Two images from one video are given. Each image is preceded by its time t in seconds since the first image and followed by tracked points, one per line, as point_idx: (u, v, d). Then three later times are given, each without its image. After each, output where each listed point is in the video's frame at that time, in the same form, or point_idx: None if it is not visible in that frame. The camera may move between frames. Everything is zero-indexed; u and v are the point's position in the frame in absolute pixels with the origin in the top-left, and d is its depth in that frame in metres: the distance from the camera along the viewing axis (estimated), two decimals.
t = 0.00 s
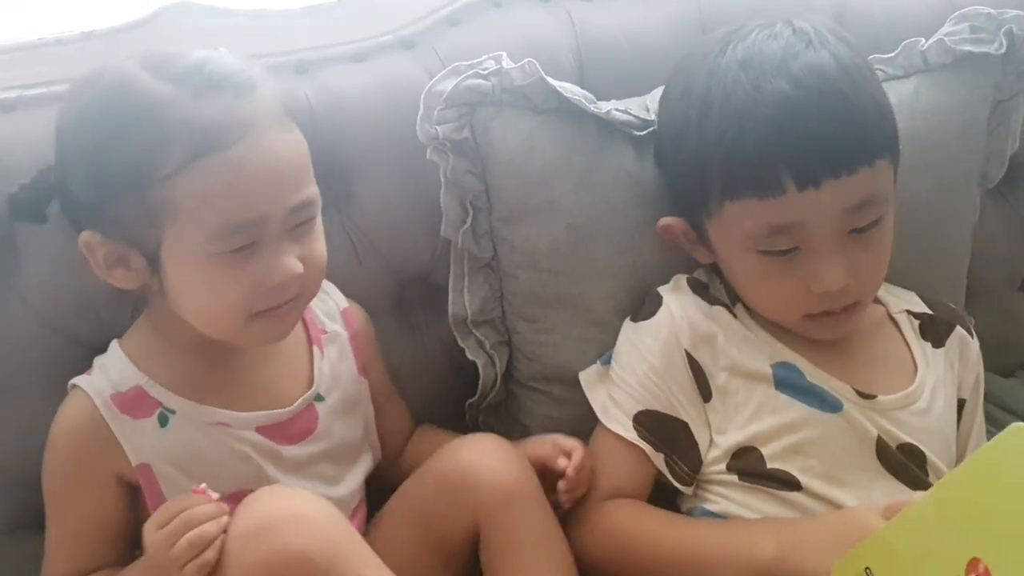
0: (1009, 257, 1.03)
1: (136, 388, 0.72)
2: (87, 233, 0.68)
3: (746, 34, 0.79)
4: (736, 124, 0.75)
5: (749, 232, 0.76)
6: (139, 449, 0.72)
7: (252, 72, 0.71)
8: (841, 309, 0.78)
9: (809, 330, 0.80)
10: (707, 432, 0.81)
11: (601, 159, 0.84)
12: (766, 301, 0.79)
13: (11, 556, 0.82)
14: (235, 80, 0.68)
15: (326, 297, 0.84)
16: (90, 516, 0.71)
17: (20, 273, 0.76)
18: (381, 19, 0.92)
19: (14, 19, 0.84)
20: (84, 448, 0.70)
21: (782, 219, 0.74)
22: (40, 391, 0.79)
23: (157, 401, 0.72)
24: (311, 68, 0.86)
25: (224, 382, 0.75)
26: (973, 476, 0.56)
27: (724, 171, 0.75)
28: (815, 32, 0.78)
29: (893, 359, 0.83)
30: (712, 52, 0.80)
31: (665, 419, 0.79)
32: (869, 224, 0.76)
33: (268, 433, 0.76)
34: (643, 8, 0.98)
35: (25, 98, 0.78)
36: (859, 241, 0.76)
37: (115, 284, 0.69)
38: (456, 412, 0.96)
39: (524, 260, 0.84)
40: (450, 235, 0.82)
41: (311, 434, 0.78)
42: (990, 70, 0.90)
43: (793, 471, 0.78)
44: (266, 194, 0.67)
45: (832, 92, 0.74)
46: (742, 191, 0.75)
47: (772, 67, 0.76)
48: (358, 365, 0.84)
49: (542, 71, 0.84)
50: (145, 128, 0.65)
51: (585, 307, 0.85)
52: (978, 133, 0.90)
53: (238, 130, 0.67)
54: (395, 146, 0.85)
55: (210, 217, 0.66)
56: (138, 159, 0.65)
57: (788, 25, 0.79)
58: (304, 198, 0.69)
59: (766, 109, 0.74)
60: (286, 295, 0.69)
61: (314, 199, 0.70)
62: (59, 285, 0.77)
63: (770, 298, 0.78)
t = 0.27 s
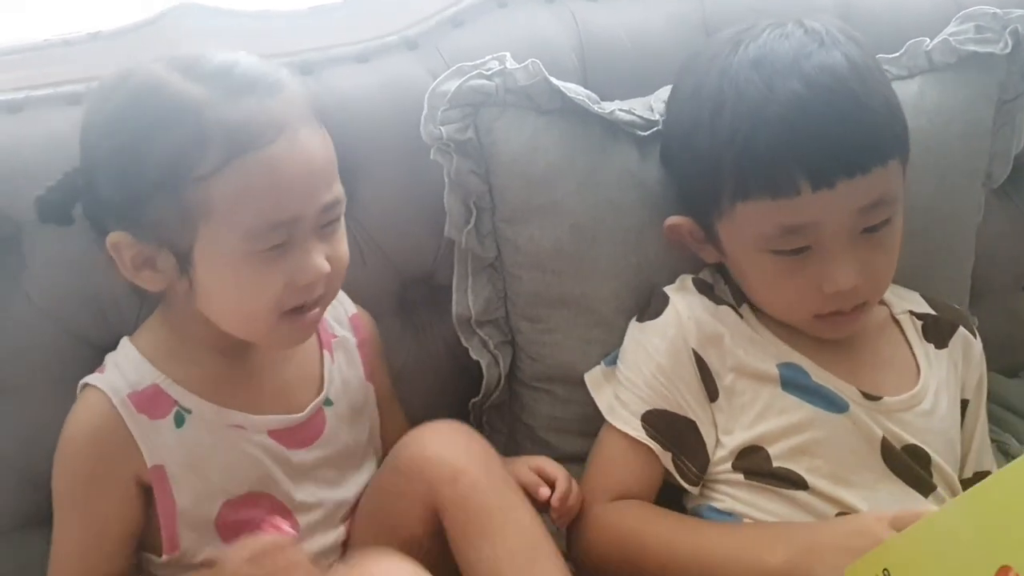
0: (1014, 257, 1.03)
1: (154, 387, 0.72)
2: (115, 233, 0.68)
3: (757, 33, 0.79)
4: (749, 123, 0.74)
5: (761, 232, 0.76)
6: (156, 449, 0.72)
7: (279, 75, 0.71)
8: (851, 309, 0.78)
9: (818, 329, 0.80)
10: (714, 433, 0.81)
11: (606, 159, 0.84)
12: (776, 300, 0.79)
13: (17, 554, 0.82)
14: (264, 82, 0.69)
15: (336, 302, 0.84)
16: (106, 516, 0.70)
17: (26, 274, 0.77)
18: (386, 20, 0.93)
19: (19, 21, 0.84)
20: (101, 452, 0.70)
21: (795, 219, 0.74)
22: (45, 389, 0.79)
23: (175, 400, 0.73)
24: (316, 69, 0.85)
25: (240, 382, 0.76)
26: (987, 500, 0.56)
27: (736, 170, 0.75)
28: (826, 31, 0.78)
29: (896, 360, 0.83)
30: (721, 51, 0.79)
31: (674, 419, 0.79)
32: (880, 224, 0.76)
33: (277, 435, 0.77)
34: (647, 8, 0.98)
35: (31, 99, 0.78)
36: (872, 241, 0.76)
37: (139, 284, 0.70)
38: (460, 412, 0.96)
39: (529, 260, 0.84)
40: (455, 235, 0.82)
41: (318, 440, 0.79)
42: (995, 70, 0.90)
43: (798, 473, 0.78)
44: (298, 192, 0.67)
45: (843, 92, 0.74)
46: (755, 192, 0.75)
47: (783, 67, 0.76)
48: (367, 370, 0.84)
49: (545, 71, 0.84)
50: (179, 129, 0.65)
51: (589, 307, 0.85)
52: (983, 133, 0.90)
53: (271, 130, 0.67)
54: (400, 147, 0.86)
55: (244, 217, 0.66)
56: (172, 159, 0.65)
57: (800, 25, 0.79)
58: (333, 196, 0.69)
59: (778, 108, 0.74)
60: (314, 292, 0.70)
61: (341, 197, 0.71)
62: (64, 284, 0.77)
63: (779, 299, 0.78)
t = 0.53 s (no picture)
0: (1015, 256, 1.03)
1: (199, 376, 0.72)
2: (154, 221, 0.67)
3: (773, 31, 0.79)
4: (769, 120, 0.74)
5: (778, 231, 0.76)
6: (203, 438, 0.71)
7: (312, 61, 0.71)
8: (862, 309, 0.78)
9: (829, 329, 0.80)
10: (715, 432, 0.81)
11: (609, 159, 0.84)
12: (786, 298, 0.79)
13: (17, 552, 0.82)
14: (299, 67, 0.69)
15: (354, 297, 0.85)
16: (155, 504, 0.69)
17: (27, 271, 0.77)
18: (389, 19, 0.93)
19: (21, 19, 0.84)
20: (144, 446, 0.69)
21: (813, 219, 0.75)
22: (46, 387, 0.79)
23: (218, 389, 0.72)
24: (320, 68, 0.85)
25: (276, 372, 0.76)
26: (987, 514, 0.56)
27: (756, 165, 0.75)
28: (843, 30, 0.78)
29: (899, 359, 0.83)
30: (734, 49, 0.79)
31: (675, 419, 0.80)
32: (893, 225, 0.76)
33: (317, 425, 0.77)
34: (649, 8, 0.98)
35: (34, 97, 0.78)
36: (886, 241, 0.77)
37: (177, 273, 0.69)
38: (461, 411, 0.96)
39: (532, 261, 0.84)
40: (456, 235, 0.83)
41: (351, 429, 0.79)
42: (998, 70, 0.90)
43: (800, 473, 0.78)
44: (336, 176, 0.67)
45: (862, 90, 0.75)
46: (773, 188, 0.75)
47: (803, 65, 0.75)
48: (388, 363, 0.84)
49: (548, 71, 0.84)
50: (221, 113, 0.64)
51: (592, 306, 0.85)
52: (986, 134, 0.90)
53: (308, 113, 0.67)
54: (404, 146, 0.85)
55: (285, 202, 0.66)
56: (216, 142, 0.64)
57: (817, 23, 0.79)
58: (368, 179, 0.70)
59: (797, 105, 0.74)
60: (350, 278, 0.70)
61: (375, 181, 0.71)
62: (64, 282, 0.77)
63: (790, 299, 0.79)
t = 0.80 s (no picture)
0: (1017, 256, 1.03)
1: (148, 383, 0.73)
2: (134, 238, 0.67)
3: (781, 32, 0.79)
4: (779, 120, 0.74)
5: (784, 231, 0.76)
6: (148, 444, 0.73)
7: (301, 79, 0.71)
8: (868, 309, 0.79)
9: (834, 329, 0.80)
10: (717, 432, 0.81)
11: (610, 159, 0.84)
12: (791, 298, 0.79)
13: (19, 551, 0.82)
14: (292, 89, 0.69)
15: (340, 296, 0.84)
16: (98, 506, 0.72)
17: (30, 270, 0.77)
18: (391, 18, 0.93)
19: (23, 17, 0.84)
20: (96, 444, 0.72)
21: (820, 219, 0.75)
22: (48, 387, 0.79)
23: (167, 397, 0.73)
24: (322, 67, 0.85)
25: (245, 376, 0.76)
26: (988, 516, 0.56)
27: (763, 165, 0.75)
28: (850, 30, 0.78)
29: (902, 358, 0.83)
30: (741, 48, 0.79)
31: (677, 424, 0.80)
32: (899, 226, 0.77)
33: (279, 427, 0.77)
34: (651, 8, 0.98)
35: (36, 96, 0.79)
36: (892, 243, 0.77)
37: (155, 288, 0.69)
38: (461, 411, 0.96)
39: (534, 260, 0.84)
40: (457, 235, 0.83)
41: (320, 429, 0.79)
42: (999, 71, 0.90)
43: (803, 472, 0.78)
44: (325, 202, 0.68)
45: (870, 91, 0.75)
46: (781, 187, 0.75)
47: (812, 66, 0.75)
48: (373, 364, 0.84)
49: (550, 71, 0.84)
50: (222, 141, 0.64)
51: (594, 306, 0.85)
52: (987, 134, 0.90)
53: (306, 142, 0.67)
54: (405, 146, 0.86)
55: (277, 228, 0.67)
56: (215, 169, 0.64)
57: (823, 23, 0.79)
58: (355, 208, 0.71)
59: (806, 105, 0.74)
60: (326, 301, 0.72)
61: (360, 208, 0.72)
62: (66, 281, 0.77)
63: (796, 299, 0.79)
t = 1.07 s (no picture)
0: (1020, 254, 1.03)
1: (127, 384, 0.74)
2: (95, 238, 0.69)
3: (782, 28, 0.79)
4: (781, 117, 0.74)
5: (786, 228, 0.76)
6: (125, 447, 0.73)
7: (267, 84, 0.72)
8: (871, 306, 0.79)
9: (837, 326, 0.80)
10: (718, 432, 0.82)
11: (613, 158, 0.84)
12: (794, 295, 0.79)
13: (23, 548, 0.83)
14: (251, 95, 0.69)
15: (327, 292, 0.83)
16: (82, 511, 0.74)
17: (33, 268, 0.77)
18: (391, 16, 0.92)
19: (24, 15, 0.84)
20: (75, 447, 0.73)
21: (823, 216, 0.75)
22: (52, 384, 0.79)
23: (147, 398, 0.74)
24: (324, 65, 0.87)
25: (224, 378, 0.76)
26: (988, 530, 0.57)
27: (767, 163, 0.75)
28: (852, 27, 0.78)
29: (906, 356, 0.83)
30: (745, 45, 0.79)
31: (679, 429, 0.81)
32: (902, 223, 0.77)
33: (259, 428, 0.77)
34: (653, 5, 0.98)
35: (38, 93, 0.79)
36: (894, 239, 0.77)
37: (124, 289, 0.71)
38: (463, 409, 0.96)
39: (536, 258, 0.84)
40: (460, 232, 0.82)
41: (304, 431, 0.79)
42: (1002, 68, 0.90)
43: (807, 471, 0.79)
44: (275, 207, 0.68)
45: (875, 89, 0.75)
46: (785, 186, 0.75)
47: (814, 64, 0.75)
48: (361, 364, 0.83)
49: (552, 69, 0.84)
50: (164, 143, 0.66)
51: (596, 304, 0.85)
52: (989, 132, 0.90)
53: (252, 146, 0.68)
54: (406, 144, 0.86)
55: (218, 233, 0.67)
56: (159, 172, 0.66)
57: (826, 20, 0.79)
58: (314, 210, 0.70)
59: (811, 102, 0.74)
60: (288, 304, 0.71)
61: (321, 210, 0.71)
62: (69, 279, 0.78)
63: (799, 295, 0.79)
